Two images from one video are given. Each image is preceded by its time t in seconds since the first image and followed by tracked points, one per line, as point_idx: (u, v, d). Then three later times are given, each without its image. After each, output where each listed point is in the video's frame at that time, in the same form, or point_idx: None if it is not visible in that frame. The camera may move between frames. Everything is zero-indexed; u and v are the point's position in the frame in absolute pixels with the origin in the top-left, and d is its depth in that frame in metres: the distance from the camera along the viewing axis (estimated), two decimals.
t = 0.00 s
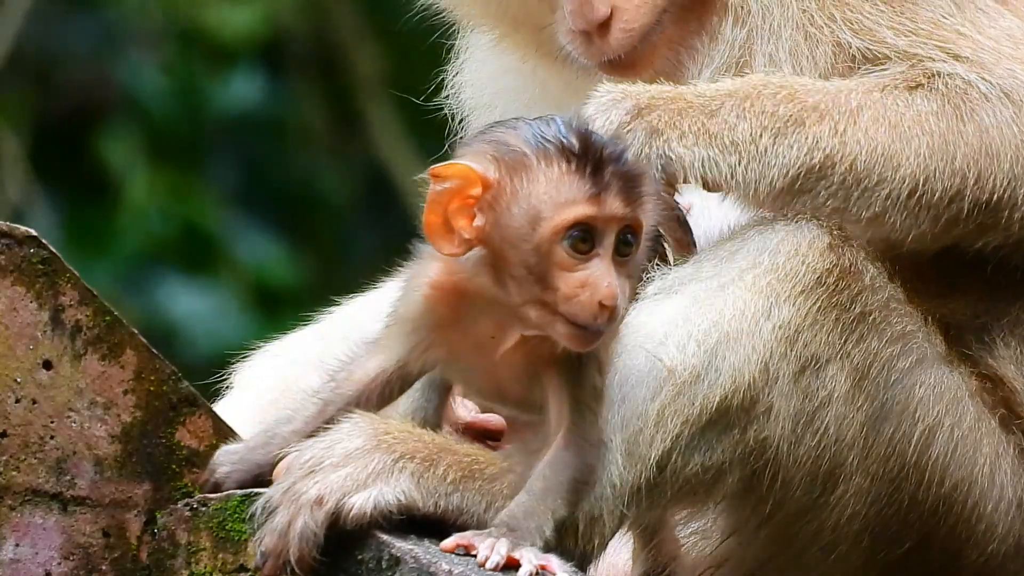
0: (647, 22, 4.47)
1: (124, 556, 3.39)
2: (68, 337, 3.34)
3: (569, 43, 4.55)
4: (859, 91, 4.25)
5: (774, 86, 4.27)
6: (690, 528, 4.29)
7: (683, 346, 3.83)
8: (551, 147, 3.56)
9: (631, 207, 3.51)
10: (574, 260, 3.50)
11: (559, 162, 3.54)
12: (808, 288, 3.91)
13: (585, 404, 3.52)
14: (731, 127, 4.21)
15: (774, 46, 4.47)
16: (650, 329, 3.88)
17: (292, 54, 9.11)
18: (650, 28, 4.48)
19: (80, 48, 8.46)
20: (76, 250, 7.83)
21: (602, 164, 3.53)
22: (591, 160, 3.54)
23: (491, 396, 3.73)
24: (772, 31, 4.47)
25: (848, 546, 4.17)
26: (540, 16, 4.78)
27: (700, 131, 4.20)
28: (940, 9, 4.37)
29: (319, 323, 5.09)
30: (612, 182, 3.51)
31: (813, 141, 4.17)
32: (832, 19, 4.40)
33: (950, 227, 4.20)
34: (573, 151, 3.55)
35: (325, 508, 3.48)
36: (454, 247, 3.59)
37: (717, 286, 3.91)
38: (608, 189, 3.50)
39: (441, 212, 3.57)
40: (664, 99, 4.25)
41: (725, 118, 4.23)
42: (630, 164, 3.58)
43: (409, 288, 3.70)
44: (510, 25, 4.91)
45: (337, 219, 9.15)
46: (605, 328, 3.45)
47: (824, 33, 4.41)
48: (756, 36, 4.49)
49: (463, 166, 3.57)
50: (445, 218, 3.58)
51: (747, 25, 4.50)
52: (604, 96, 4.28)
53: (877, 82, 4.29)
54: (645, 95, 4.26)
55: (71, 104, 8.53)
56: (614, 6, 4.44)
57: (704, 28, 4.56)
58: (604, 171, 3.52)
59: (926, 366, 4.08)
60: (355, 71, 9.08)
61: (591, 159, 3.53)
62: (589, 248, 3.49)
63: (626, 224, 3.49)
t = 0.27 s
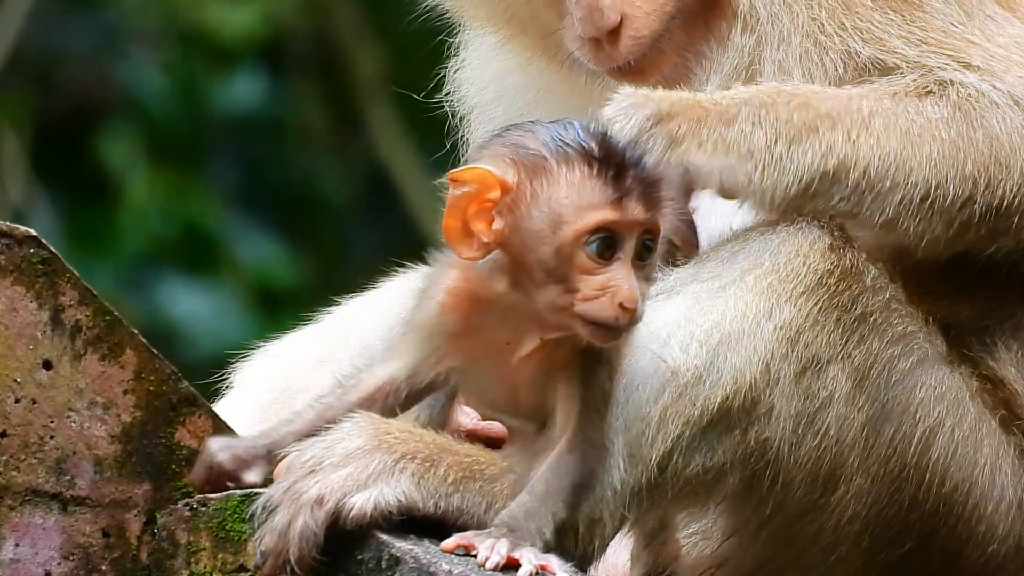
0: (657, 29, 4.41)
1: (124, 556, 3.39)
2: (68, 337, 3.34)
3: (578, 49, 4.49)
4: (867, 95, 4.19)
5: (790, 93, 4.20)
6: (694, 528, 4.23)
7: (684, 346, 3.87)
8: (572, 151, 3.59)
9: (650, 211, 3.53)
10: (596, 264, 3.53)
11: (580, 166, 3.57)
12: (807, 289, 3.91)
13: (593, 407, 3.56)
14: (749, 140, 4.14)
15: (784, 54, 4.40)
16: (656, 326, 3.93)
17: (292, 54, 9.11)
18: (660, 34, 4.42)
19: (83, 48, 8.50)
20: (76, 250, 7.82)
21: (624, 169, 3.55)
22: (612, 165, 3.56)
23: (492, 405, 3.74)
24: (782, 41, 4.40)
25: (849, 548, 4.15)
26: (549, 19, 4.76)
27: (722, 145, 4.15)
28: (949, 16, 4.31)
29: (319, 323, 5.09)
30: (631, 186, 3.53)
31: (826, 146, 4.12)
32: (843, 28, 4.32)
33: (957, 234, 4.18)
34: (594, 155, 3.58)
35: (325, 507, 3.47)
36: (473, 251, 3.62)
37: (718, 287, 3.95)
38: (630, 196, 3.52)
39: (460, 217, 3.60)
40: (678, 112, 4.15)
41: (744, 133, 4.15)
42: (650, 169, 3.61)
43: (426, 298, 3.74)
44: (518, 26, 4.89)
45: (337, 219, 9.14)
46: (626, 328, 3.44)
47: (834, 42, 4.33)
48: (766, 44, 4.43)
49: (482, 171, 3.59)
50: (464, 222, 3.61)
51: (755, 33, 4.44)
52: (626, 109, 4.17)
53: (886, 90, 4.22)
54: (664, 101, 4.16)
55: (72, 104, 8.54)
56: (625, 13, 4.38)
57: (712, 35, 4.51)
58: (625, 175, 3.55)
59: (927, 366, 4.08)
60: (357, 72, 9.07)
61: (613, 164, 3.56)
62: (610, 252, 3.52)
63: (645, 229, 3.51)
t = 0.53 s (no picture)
0: (668, 33, 4.41)
1: (124, 556, 3.38)
2: (68, 337, 3.34)
3: (590, 51, 4.50)
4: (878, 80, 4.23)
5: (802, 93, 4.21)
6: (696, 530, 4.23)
7: (686, 349, 3.88)
8: (555, 158, 3.52)
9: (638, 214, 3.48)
10: (587, 270, 3.44)
11: (565, 172, 3.50)
12: (809, 291, 3.91)
13: (590, 413, 3.51)
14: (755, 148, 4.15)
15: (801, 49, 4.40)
16: (657, 328, 3.94)
17: (292, 54, 9.09)
18: (672, 37, 4.42)
19: (83, 49, 8.49)
20: (77, 250, 7.82)
21: (610, 176, 3.49)
22: (596, 172, 3.50)
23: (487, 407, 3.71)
24: (798, 35, 4.40)
25: (851, 549, 4.15)
26: (562, 23, 4.73)
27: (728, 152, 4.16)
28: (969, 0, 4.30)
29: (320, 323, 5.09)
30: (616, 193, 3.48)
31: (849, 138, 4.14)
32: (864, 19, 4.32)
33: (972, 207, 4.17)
34: (579, 160, 3.52)
35: (326, 507, 3.46)
36: (461, 263, 3.52)
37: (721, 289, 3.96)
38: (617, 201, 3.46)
39: (446, 229, 3.49)
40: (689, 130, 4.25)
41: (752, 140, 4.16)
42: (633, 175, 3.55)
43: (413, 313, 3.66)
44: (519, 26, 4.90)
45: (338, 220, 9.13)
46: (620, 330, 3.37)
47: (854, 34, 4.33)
48: (782, 40, 4.43)
49: (467, 182, 3.47)
50: (450, 234, 3.50)
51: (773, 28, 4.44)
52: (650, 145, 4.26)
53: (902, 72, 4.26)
54: (682, 130, 4.26)
55: (73, 104, 8.53)
56: (637, 16, 4.39)
57: (722, 35, 4.51)
58: (611, 182, 3.49)
59: (929, 366, 4.08)
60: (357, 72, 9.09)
61: (598, 169, 3.50)
62: (600, 257, 3.44)
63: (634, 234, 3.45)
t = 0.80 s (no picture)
0: (670, 39, 4.38)
1: (124, 556, 3.38)
2: (68, 337, 3.34)
3: (592, 58, 4.46)
4: (884, 91, 4.22)
5: (815, 127, 4.12)
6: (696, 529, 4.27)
7: (686, 348, 3.91)
8: (591, 173, 3.34)
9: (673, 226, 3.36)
10: (636, 287, 3.32)
11: (608, 189, 3.33)
12: (808, 292, 3.93)
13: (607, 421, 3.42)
14: (765, 187, 4.08)
15: (802, 54, 4.43)
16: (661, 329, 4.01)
17: (292, 54, 9.10)
18: (673, 44, 4.40)
19: (83, 49, 8.49)
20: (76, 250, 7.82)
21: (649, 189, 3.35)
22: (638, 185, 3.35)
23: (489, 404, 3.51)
24: (800, 42, 4.43)
25: (850, 549, 4.16)
26: (562, 29, 4.73)
27: (737, 191, 4.07)
28: (969, 8, 4.34)
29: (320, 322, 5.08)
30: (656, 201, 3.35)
31: (870, 166, 4.09)
32: (867, 26, 4.36)
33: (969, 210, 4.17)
34: (615, 173, 3.34)
35: (326, 507, 3.38)
36: (509, 289, 3.36)
37: (718, 291, 4.01)
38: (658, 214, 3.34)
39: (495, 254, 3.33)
40: (699, 153, 4.13)
41: (763, 179, 4.09)
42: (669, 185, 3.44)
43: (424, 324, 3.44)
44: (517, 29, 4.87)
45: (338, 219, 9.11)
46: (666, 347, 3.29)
47: (858, 41, 4.38)
48: (784, 47, 4.44)
49: (511, 205, 3.32)
50: (498, 260, 3.34)
51: (776, 36, 4.44)
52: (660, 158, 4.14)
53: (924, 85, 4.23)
54: (693, 147, 4.15)
55: (74, 103, 8.53)
56: (638, 22, 4.35)
57: (723, 40, 4.50)
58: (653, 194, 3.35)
59: (930, 366, 4.06)
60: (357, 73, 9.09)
61: (640, 183, 3.35)
62: (643, 272, 3.32)
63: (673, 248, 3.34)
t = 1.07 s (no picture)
0: (668, 43, 4.36)
1: (124, 556, 3.39)
2: (68, 337, 3.34)
3: (589, 62, 4.45)
4: (880, 104, 4.15)
5: (812, 151, 4.05)
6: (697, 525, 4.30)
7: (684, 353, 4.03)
8: (613, 202, 3.41)
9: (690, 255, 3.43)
10: (653, 314, 3.38)
11: (630, 217, 3.40)
12: (806, 294, 3.97)
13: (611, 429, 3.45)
14: (758, 212, 4.01)
15: (796, 57, 4.42)
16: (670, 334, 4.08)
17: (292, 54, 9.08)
18: (671, 47, 4.38)
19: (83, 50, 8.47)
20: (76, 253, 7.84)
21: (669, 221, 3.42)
22: (659, 215, 3.42)
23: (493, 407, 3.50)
24: (792, 45, 4.41)
25: (850, 548, 4.17)
26: (557, 33, 4.73)
27: (729, 215, 4.00)
28: (958, 16, 4.32)
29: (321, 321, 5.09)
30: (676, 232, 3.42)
31: (866, 188, 4.04)
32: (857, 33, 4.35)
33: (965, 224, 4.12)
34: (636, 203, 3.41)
35: (328, 507, 3.33)
36: (532, 311, 3.38)
37: (713, 295, 4.10)
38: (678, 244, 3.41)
39: (521, 277, 3.36)
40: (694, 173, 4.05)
41: (756, 203, 4.01)
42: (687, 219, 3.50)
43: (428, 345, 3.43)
44: (514, 31, 4.87)
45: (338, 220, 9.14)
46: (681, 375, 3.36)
47: (849, 48, 4.36)
48: (776, 50, 4.43)
49: (541, 228, 3.36)
50: (524, 284, 3.37)
51: (768, 37, 4.44)
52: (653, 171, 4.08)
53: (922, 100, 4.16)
54: (688, 166, 4.08)
55: (75, 104, 8.54)
56: (636, 26, 4.33)
57: (721, 43, 4.49)
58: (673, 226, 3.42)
59: (928, 363, 4.03)
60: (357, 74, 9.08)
61: (660, 215, 3.42)
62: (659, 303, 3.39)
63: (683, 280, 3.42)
